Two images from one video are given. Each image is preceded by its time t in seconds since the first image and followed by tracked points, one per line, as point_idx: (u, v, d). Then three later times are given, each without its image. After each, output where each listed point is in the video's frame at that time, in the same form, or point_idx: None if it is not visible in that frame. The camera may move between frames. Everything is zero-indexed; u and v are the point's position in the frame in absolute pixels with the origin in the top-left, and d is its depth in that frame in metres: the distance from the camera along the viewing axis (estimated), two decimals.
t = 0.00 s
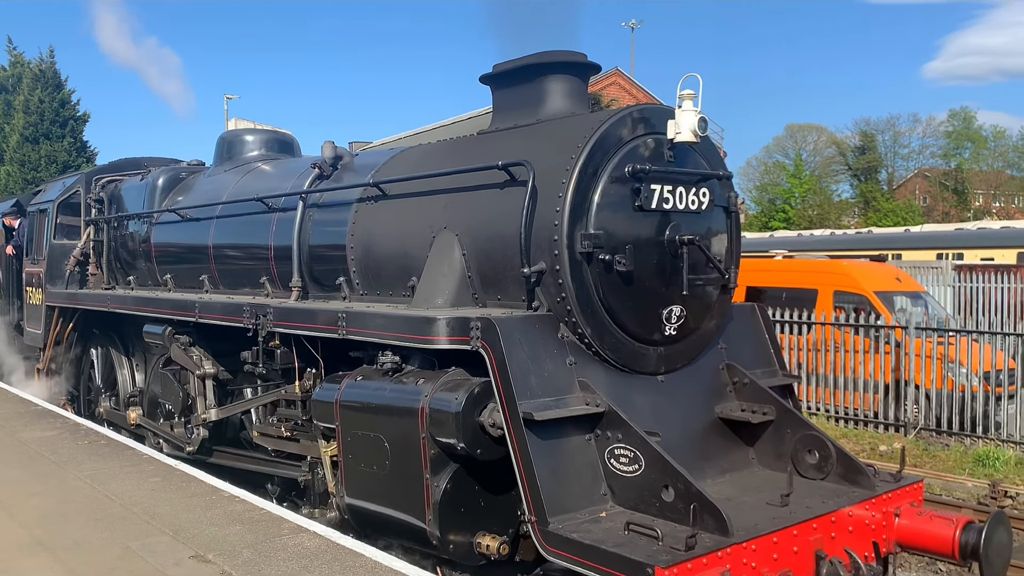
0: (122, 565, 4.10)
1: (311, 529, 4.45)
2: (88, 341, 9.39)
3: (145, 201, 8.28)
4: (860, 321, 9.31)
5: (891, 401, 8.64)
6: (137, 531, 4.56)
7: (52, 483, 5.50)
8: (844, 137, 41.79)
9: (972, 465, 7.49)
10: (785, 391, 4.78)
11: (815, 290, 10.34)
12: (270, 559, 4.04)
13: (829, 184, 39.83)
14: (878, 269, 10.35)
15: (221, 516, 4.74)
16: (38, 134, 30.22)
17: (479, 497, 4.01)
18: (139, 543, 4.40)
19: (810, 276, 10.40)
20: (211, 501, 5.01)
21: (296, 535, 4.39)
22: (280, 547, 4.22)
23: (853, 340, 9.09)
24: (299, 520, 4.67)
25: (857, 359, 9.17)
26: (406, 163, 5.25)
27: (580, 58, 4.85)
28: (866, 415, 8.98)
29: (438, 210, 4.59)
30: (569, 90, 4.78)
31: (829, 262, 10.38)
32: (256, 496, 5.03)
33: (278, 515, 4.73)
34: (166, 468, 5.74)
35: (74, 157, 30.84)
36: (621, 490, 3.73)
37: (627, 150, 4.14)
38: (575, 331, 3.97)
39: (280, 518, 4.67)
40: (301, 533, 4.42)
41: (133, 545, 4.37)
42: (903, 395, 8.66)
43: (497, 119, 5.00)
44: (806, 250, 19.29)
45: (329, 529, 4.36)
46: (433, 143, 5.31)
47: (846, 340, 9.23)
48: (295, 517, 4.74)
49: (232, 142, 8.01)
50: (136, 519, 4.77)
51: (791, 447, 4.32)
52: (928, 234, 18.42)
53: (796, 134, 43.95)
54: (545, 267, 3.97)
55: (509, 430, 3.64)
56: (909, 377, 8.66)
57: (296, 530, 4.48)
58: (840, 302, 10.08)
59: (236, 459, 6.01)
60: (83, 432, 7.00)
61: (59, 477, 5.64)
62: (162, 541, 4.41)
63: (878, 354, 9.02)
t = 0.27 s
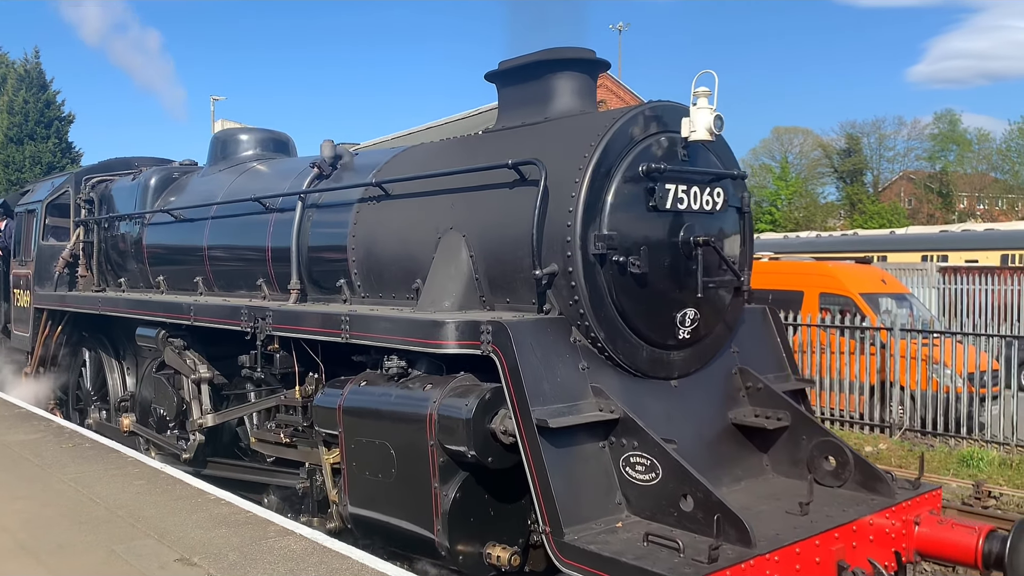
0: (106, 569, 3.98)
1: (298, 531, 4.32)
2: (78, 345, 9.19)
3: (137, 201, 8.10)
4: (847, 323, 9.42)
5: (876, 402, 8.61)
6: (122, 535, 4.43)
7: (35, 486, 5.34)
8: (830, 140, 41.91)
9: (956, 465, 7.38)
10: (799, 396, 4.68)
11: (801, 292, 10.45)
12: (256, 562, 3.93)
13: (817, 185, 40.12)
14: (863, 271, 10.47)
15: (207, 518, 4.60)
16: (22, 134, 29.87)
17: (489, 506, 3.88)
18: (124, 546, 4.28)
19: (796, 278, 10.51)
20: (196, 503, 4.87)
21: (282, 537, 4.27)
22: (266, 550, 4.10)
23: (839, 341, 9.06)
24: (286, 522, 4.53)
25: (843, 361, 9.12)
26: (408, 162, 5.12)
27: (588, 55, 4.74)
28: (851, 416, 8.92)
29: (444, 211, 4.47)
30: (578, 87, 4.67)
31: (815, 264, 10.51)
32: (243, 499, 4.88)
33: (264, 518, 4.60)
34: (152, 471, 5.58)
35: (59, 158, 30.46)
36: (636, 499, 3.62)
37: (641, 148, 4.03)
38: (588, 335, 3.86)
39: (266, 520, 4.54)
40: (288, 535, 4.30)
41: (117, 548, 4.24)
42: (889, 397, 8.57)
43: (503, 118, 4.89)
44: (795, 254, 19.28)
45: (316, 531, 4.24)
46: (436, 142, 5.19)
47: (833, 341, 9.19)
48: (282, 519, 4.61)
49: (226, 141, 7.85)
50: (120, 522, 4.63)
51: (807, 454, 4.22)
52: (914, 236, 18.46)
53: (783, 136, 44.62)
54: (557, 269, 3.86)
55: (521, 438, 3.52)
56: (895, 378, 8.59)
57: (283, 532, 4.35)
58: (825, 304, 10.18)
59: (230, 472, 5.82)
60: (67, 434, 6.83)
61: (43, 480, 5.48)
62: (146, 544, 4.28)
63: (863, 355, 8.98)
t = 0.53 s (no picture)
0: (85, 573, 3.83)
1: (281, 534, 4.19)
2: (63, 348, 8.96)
3: (126, 201, 7.91)
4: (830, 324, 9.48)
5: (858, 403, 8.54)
6: (102, 538, 4.28)
7: (14, 490, 5.15)
8: (814, 143, 42.13)
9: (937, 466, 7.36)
10: (811, 401, 4.59)
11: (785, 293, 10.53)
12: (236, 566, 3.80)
13: (800, 185, 41.42)
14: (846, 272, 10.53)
15: (189, 521, 4.45)
16: (3, 134, 29.49)
17: (498, 516, 3.75)
18: (105, 550, 4.13)
19: (780, 279, 10.60)
20: (178, 506, 4.71)
21: (265, 540, 4.14)
22: (249, 553, 3.97)
23: (823, 343, 9.01)
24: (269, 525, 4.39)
25: (825, 363, 9.06)
26: (410, 160, 4.99)
27: (596, 51, 4.63)
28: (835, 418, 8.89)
29: (449, 211, 4.35)
30: (586, 84, 4.55)
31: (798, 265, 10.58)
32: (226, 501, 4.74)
33: (246, 520, 4.46)
34: (133, 473, 5.41)
35: (40, 158, 30.07)
36: (652, 509, 3.50)
37: (655, 147, 3.92)
38: (601, 339, 3.74)
39: (249, 523, 4.40)
40: (271, 537, 4.17)
41: (98, 552, 4.09)
42: (871, 398, 8.49)
43: (508, 116, 4.77)
44: (780, 255, 19.30)
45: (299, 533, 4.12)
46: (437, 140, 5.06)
47: (817, 344, 9.15)
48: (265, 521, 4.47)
49: (219, 139, 7.68)
50: (101, 525, 4.47)
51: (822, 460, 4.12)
52: (898, 238, 18.49)
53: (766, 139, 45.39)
54: (569, 270, 3.74)
55: (534, 445, 3.40)
56: (877, 379, 8.49)
57: (265, 535, 4.22)
58: (808, 305, 10.24)
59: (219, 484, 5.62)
60: (47, 437, 6.64)
61: (22, 483, 5.30)
62: (128, 548, 4.13)
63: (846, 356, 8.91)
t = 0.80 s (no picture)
0: None
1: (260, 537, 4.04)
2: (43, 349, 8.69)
3: (110, 201, 7.69)
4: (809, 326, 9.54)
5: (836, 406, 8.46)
6: (76, 544, 4.10)
7: None
8: (793, 147, 42.41)
9: (914, 466, 7.27)
10: (820, 406, 4.50)
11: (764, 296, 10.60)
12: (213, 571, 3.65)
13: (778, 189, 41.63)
14: (823, 275, 10.60)
15: (167, 526, 4.28)
16: None
17: (506, 527, 3.61)
18: (80, 555, 3.95)
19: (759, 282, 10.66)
20: (154, 511, 4.53)
21: (244, 544, 3.98)
22: (227, 557, 3.83)
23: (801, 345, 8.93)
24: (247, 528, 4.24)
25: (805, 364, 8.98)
26: (408, 160, 4.85)
27: (601, 48, 4.52)
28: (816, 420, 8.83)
29: (451, 212, 4.22)
30: (591, 82, 4.44)
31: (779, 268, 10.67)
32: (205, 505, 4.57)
33: (224, 524, 4.30)
34: (110, 478, 5.22)
35: (14, 159, 29.57)
36: (666, 519, 3.39)
37: (667, 147, 3.82)
38: (613, 344, 3.63)
39: (227, 527, 4.24)
40: (249, 541, 4.02)
41: (73, 557, 3.92)
42: (848, 399, 8.39)
43: (509, 114, 4.65)
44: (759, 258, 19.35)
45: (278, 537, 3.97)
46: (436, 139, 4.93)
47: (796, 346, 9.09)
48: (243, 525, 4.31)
49: (206, 138, 7.50)
50: (76, 531, 4.29)
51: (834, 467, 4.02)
52: (874, 240, 18.63)
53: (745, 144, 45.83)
54: (579, 273, 3.63)
55: (545, 454, 3.27)
56: (855, 380, 8.39)
57: (244, 539, 4.06)
58: (786, 307, 10.23)
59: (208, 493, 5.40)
60: (20, 442, 6.43)
61: None
62: (104, 553, 3.96)
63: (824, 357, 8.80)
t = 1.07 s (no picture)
0: None
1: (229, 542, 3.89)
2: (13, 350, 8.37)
3: (87, 201, 7.44)
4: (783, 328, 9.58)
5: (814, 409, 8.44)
6: (40, 549, 3.91)
7: None
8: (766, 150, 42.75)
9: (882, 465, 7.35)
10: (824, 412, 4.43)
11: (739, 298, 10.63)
12: None
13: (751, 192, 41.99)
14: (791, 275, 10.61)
15: (136, 531, 4.10)
16: None
17: (509, 539, 3.48)
18: (46, 562, 3.76)
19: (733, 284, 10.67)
20: (124, 516, 4.35)
21: (214, 549, 3.83)
22: (197, 563, 3.68)
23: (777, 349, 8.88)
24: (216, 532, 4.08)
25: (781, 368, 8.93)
26: (400, 158, 4.71)
27: (602, 45, 4.41)
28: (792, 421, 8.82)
29: (447, 212, 4.08)
30: (592, 80, 4.33)
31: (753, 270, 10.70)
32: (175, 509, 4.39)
33: (195, 528, 4.13)
34: (78, 482, 5.01)
35: None
36: (675, 530, 3.28)
37: (674, 146, 3.71)
38: (620, 349, 3.52)
39: (196, 532, 4.07)
40: (220, 547, 3.87)
41: (38, 565, 3.73)
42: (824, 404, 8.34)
43: (506, 112, 4.52)
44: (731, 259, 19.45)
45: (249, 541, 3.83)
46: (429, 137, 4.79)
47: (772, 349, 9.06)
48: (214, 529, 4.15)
49: (187, 136, 7.28)
50: (42, 537, 4.09)
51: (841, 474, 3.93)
52: (845, 243, 18.78)
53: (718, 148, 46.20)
54: (585, 276, 3.51)
55: (551, 464, 3.15)
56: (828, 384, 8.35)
57: (214, 545, 3.90)
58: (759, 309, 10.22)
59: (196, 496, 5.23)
60: None
61: None
62: (71, 560, 3.78)
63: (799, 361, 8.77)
